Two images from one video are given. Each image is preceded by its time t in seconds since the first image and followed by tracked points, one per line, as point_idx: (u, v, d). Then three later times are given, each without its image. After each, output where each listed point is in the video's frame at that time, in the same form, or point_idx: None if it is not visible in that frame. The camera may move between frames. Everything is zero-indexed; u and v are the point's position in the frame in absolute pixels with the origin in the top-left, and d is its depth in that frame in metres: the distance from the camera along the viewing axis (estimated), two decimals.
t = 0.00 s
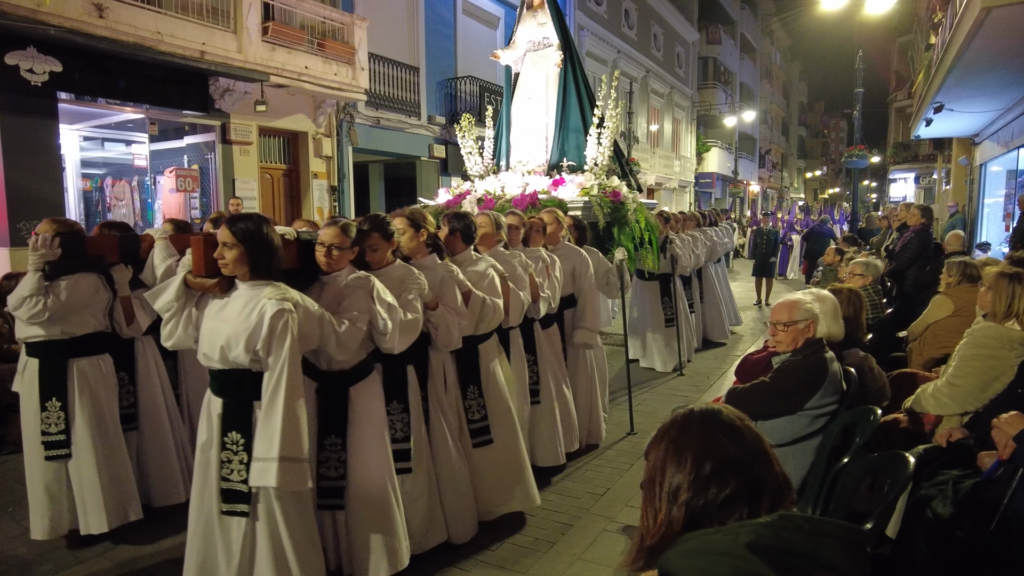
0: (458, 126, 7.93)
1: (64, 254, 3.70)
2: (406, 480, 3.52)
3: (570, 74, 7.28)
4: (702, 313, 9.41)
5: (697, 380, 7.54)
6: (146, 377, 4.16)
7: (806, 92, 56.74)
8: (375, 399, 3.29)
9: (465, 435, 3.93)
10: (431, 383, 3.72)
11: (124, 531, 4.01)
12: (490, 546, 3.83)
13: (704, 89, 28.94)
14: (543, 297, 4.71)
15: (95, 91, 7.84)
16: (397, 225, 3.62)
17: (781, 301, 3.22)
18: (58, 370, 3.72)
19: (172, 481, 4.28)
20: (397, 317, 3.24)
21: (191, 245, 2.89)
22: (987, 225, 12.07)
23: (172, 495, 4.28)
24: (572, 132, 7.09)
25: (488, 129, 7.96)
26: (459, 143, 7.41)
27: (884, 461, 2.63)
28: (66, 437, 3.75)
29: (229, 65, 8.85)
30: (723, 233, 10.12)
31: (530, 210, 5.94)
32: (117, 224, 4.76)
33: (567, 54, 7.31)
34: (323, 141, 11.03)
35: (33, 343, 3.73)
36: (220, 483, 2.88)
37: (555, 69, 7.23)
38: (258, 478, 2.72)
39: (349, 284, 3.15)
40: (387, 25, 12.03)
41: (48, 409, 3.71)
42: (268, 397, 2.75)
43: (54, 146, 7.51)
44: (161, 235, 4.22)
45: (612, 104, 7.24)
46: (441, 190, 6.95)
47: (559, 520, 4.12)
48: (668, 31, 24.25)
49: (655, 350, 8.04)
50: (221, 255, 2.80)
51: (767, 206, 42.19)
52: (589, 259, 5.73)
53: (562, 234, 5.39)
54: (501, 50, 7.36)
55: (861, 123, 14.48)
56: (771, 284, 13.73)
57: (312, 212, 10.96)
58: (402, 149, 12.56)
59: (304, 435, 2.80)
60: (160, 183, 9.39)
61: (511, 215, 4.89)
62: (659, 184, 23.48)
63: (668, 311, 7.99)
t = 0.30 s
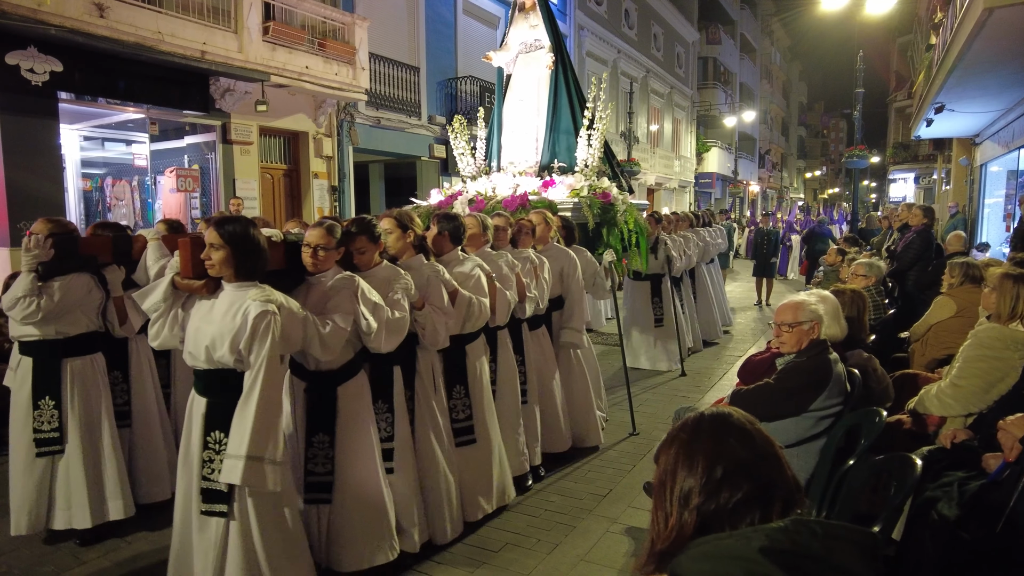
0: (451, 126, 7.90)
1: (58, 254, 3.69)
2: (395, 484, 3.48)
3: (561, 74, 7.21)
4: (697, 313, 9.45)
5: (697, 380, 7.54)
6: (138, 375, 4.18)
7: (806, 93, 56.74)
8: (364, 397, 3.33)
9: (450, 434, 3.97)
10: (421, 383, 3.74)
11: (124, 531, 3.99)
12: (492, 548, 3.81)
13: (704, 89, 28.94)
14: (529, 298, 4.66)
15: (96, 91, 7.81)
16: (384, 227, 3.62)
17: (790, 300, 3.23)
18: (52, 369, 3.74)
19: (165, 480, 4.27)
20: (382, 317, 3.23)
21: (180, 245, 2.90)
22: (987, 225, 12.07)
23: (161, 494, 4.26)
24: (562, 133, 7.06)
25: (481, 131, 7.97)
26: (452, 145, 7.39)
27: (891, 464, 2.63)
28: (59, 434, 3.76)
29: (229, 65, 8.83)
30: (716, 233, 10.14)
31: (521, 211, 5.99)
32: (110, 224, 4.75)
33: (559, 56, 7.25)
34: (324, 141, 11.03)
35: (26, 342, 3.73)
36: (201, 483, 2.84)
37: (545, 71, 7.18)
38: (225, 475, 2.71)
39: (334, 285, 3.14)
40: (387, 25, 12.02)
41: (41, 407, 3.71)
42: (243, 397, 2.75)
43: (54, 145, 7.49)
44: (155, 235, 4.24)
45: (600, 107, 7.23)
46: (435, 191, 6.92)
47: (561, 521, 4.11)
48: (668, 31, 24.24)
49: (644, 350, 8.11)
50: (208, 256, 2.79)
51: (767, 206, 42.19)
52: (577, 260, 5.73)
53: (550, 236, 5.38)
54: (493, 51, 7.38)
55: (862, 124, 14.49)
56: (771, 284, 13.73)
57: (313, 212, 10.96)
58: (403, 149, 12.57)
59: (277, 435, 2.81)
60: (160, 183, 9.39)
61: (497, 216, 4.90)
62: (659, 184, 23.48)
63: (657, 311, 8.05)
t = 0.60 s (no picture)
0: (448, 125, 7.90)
1: (53, 253, 3.68)
2: (385, 478, 3.55)
3: (556, 74, 7.22)
4: (693, 313, 9.46)
5: (698, 380, 7.53)
6: (136, 372, 4.14)
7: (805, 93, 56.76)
8: (360, 395, 3.32)
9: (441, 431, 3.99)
10: (418, 379, 3.72)
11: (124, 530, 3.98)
12: (494, 548, 3.79)
13: (703, 89, 28.95)
14: (524, 297, 4.65)
15: (95, 91, 7.79)
16: (379, 226, 3.61)
17: (793, 299, 3.25)
18: (51, 367, 3.74)
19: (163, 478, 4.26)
20: (378, 313, 3.22)
21: (174, 246, 2.89)
22: (987, 225, 12.08)
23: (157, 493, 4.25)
24: (558, 134, 7.06)
25: (478, 130, 7.96)
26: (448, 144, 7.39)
27: (896, 465, 2.63)
28: (55, 433, 3.73)
29: (228, 64, 8.81)
30: (712, 234, 10.16)
31: (516, 212, 5.93)
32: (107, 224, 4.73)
33: (554, 57, 7.27)
34: (323, 140, 11.01)
35: (25, 342, 3.72)
36: (200, 479, 2.84)
37: (543, 71, 7.18)
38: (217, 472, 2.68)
39: (327, 284, 3.13)
40: (387, 25, 12.01)
41: (39, 405, 3.70)
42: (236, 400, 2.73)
43: (53, 145, 7.47)
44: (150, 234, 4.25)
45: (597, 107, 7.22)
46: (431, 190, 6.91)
47: (564, 521, 4.10)
48: (667, 31, 24.24)
49: (639, 350, 8.13)
50: (204, 256, 2.78)
51: (766, 206, 42.21)
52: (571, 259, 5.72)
53: (545, 235, 5.36)
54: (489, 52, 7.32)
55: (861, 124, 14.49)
56: (771, 284, 13.73)
57: (313, 212, 10.93)
58: (403, 148, 12.56)
59: (271, 434, 2.76)
60: (160, 182, 9.39)
61: (494, 217, 4.89)
62: (659, 184, 23.48)
63: (651, 310, 8.06)
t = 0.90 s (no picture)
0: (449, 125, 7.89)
1: (52, 253, 3.66)
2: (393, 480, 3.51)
3: (556, 74, 7.20)
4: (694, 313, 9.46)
5: (697, 379, 7.54)
6: (135, 371, 4.13)
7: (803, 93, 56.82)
8: (362, 395, 3.31)
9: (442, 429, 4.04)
10: (418, 378, 3.71)
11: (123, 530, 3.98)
12: (495, 548, 3.78)
13: (702, 89, 28.99)
14: (527, 296, 4.65)
15: (94, 90, 7.77)
16: (379, 225, 3.59)
17: (795, 299, 3.24)
18: (53, 367, 3.74)
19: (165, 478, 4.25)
20: (379, 313, 3.22)
21: (173, 245, 2.88)
22: (986, 225, 12.10)
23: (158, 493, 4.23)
24: (559, 133, 7.05)
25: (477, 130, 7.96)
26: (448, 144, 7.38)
27: (898, 464, 2.64)
28: (63, 433, 3.74)
29: (228, 64, 8.80)
30: (712, 234, 10.18)
31: (517, 211, 5.86)
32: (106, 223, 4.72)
33: (555, 56, 7.25)
34: (322, 140, 10.99)
35: (24, 342, 3.72)
36: (200, 481, 2.86)
37: (544, 70, 7.16)
38: (219, 476, 2.67)
39: (328, 284, 3.12)
40: (387, 24, 12.00)
41: (44, 406, 3.69)
42: (235, 405, 2.70)
43: (52, 145, 7.46)
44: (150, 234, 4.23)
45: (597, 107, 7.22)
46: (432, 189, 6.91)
47: (565, 521, 4.10)
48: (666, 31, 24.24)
49: (640, 349, 8.13)
50: (203, 255, 2.77)
51: (766, 206, 42.23)
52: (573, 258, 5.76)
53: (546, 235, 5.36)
54: (489, 51, 7.35)
55: (860, 124, 14.49)
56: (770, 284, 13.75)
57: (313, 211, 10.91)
58: (402, 148, 12.55)
59: (274, 437, 2.74)
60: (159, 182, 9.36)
61: (495, 215, 4.88)
62: (658, 184, 23.50)
63: (651, 310, 8.06)
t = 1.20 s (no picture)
0: (451, 125, 7.89)
1: (53, 253, 3.64)
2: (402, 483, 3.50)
3: (562, 73, 7.17)
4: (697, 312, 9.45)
5: (696, 378, 7.56)
6: (139, 375, 4.18)
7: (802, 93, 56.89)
8: (369, 398, 3.30)
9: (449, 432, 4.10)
10: (425, 381, 3.70)
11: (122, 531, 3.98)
12: (491, 548, 3.78)
13: (701, 89, 29.05)
14: (534, 297, 4.65)
15: (91, 90, 7.76)
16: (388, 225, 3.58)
17: (789, 299, 3.25)
18: (56, 370, 3.70)
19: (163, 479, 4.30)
20: (389, 315, 3.21)
21: (179, 245, 2.84)
22: (984, 225, 12.12)
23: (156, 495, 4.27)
24: (563, 133, 7.02)
25: (479, 130, 7.93)
26: (451, 143, 7.36)
27: (896, 463, 2.62)
28: (69, 436, 3.70)
29: (225, 64, 8.79)
30: (716, 233, 10.21)
31: (522, 210, 5.96)
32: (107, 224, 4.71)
33: (559, 54, 7.18)
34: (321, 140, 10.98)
35: (26, 344, 3.69)
36: (212, 483, 2.85)
37: (547, 69, 7.11)
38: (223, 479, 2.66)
39: (336, 285, 3.13)
40: (385, 24, 12.00)
41: (48, 409, 3.66)
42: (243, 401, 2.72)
43: (49, 145, 7.45)
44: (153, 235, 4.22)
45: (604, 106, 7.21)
46: (434, 189, 6.90)
47: (562, 521, 4.10)
48: (666, 31, 24.28)
49: (648, 349, 8.12)
50: (210, 254, 2.75)
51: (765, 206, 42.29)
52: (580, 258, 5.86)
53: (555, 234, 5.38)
54: (493, 50, 7.37)
55: (858, 123, 14.51)
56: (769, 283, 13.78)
57: (310, 211, 10.86)
58: (400, 148, 12.55)
59: (279, 441, 2.75)
60: (157, 182, 9.37)
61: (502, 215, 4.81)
62: (657, 184, 23.55)
63: (658, 309, 8.05)
